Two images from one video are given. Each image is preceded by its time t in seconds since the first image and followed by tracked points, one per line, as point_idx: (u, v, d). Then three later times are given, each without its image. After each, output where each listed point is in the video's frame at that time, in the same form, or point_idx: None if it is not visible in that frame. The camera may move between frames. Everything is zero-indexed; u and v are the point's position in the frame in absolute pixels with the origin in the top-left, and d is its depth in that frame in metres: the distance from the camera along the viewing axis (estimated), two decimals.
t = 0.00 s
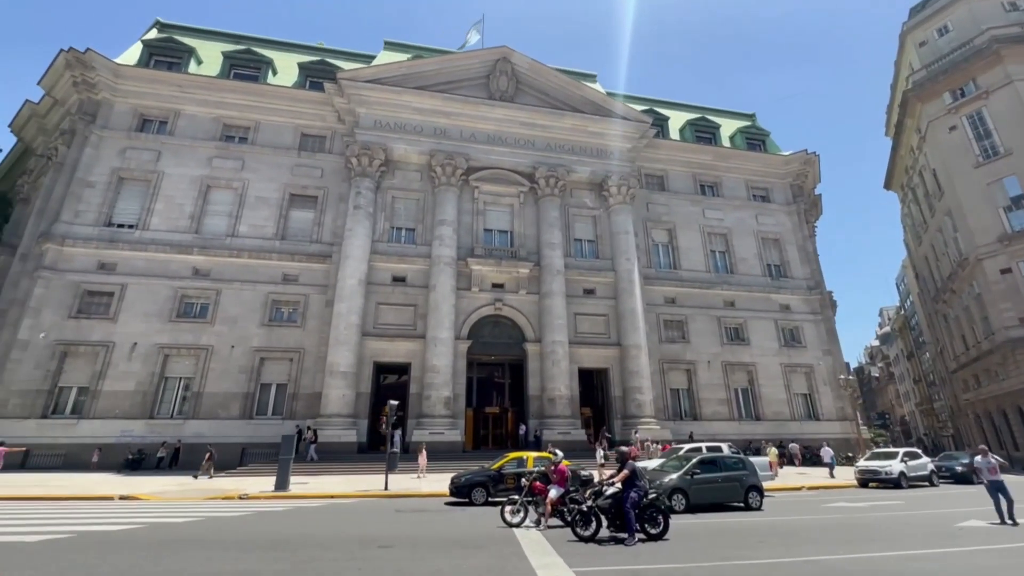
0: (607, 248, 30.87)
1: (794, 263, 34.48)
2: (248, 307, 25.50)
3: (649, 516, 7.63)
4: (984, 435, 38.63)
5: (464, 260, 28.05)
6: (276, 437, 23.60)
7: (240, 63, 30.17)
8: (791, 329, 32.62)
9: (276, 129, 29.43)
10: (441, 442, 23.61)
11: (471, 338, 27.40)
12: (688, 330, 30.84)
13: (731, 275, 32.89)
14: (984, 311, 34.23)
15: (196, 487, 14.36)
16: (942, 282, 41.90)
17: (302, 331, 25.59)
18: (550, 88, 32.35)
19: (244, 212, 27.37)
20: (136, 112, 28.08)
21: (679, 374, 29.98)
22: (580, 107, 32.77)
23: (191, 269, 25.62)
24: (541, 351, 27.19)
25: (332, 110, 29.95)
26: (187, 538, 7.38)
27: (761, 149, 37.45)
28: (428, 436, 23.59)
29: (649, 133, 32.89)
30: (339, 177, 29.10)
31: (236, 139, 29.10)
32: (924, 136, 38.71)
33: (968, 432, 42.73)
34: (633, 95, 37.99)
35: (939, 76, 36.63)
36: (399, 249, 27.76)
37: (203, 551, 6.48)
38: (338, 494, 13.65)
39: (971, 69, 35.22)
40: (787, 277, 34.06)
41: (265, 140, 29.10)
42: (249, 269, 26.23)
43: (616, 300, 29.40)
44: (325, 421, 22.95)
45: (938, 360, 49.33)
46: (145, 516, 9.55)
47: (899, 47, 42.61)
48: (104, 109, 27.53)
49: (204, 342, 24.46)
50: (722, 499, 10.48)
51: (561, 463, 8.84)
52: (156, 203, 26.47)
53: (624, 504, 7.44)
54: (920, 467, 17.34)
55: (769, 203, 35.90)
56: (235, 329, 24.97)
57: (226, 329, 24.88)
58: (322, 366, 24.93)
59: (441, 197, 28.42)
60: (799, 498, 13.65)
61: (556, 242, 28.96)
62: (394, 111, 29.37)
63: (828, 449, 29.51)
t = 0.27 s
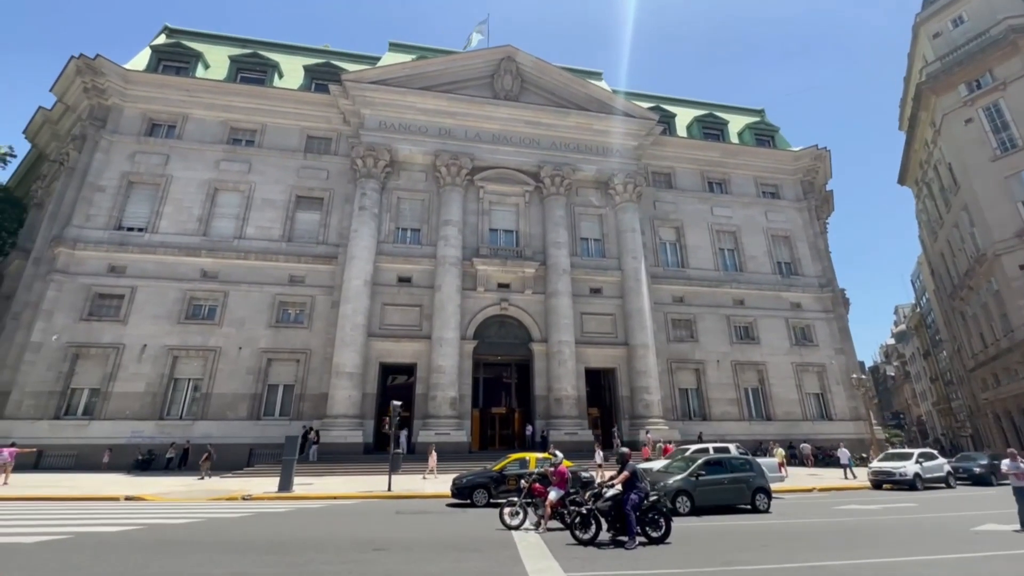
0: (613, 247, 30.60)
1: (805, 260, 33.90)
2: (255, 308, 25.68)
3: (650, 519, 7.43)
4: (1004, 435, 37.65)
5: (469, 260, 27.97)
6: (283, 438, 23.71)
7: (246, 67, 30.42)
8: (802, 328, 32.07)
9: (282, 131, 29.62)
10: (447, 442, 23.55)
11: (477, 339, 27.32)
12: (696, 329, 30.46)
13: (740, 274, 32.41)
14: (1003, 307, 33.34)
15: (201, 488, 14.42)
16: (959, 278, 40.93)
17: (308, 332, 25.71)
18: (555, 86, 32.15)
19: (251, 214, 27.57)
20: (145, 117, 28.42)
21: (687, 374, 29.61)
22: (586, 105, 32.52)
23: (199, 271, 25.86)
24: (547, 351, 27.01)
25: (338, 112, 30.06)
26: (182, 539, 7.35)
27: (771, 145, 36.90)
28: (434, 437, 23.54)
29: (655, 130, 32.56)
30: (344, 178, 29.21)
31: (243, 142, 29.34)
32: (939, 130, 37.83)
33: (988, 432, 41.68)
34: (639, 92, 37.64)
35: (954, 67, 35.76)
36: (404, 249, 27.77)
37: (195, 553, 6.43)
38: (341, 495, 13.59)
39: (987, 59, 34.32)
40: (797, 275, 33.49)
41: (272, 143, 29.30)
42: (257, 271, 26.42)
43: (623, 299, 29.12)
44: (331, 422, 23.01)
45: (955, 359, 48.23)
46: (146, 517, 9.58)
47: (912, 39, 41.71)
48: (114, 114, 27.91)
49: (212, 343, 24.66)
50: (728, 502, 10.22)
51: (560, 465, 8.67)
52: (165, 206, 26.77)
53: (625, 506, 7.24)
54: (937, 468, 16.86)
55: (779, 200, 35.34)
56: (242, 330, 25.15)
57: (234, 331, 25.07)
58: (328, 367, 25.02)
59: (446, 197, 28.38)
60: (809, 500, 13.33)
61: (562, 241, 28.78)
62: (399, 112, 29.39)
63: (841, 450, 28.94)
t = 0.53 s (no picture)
0: (617, 245, 30.36)
1: (812, 257, 33.44)
2: (259, 309, 25.79)
3: (648, 519, 7.26)
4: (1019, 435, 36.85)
5: (472, 259, 27.89)
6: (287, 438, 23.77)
7: (250, 69, 30.59)
8: (810, 326, 31.63)
9: (286, 132, 29.73)
10: (450, 442, 23.48)
11: (481, 338, 27.24)
12: (702, 328, 30.14)
13: (746, 271, 32.02)
14: (1017, 304, 32.65)
15: (202, 487, 14.46)
16: (971, 274, 40.19)
17: (312, 332, 25.78)
18: (558, 84, 31.99)
19: (255, 215, 27.71)
20: (150, 119, 28.65)
21: (693, 372, 29.30)
22: (589, 103, 32.33)
23: (204, 272, 26.02)
24: (551, 350, 26.86)
25: (340, 112, 30.14)
26: (175, 538, 7.32)
27: (777, 141, 36.46)
28: (437, 436, 23.49)
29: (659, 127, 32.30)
30: (347, 178, 29.27)
31: (247, 143, 29.49)
32: (950, 124, 37.16)
33: (1003, 432, 40.83)
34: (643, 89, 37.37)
35: (964, 60, 35.10)
36: (407, 249, 27.75)
37: (184, 552, 6.38)
38: (341, 495, 13.55)
39: (999, 51, 33.65)
40: (805, 272, 33.04)
41: (275, 144, 29.42)
42: (261, 271, 26.53)
43: (628, 297, 28.89)
44: (335, 421, 23.03)
45: (968, 357, 47.35)
46: (143, 516, 9.58)
47: (922, 31, 41.01)
48: (120, 117, 28.17)
49: (217, 343, 24.79)
50: (730, 501, 10.02)
51: (557, 463, 8.52)
52: (170, 208, 26.96)
53: (621, 506, 7.07)
54: (948, 468, 16.48)
55: (786, 196, 34.90)
56: (247, 330, 25.27)
57: (238, 331, 25.20)
58: (331, 367, 25.06)
59: (449, 196, 28.32)
60: (816, 501, 13.05)
61: (565, 239, 28.60)
62: (401, 111, 29.39)
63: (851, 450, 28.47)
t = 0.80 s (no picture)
0: (618, 244, 30.18)
1: (816, 256, 33.10)
2: (259, 309, 25.82)
3: (640, 521, 7.08)
4: None
5: (472, 259, 27.80)
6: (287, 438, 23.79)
7: (250, 70, 30.68)
8: (814, 325, 31.30)
9: (286, 133, 29.77)
10: (449, 442, 23.39)
11: (481, 338, 27.15)
12: (704, 327, 29.90)
13: (749, 270, 31.74)
14: None
15: (199, 488, 14.44)
16: (979, 272, 39.68)
17: (312, 332, 25.80)
18: (558, 83, 31.85)
19: (256, 216, 27.76)
20: (152, 121, 28.78)
21: (695, 372, 29.08)
22: (589, 101, 32.18)
23: (205, 273, 26.10)
24: (552, 350, 26.72)
25: (340, 113, 30.16)
26: (162, 539, 7.28)
27: (780, 138, 36.15)
28: (437, 437, 23.41)
29: (660, 125, 32.08)
30: (347, 178, 29.27)
31: (248, 144, 29.55)
32: (956, 119, 36.66)
33: (1012, 432, 40.23)
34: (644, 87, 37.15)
35: (971, 54, 34.60)
36: (407, 249, 27.72)
37: (167, 553, 6.33)
38: (337, 495, 13.50)
39: (1006, 45, 33.19)
40: (809, 270, 32.72)
41: (276, 145, 29.46)
42: (261, 272, 26.57)
43: (629, 297, 28.71)
44: (334, 422, 23.02)
45: (976, 356, 46.74)
46: (135, 517, 9.56)
47: (927, 27, 40.53)
48: (121, 119, 28.32)
49: (217, 344, 24.85)
50: (727, 502, 9.88)
51: (549, 465, 8.37)
52: (171, 209, 27.06)
53: (613, 507, 6.90)
54: (953, 469, 16.19)
55: (790, 194, 34.60)
56: (247, 331, 25.31)
57: (239, 332, 25.24)
58: (332, 367, 25.06)
59: (449, 196, 28.27)
60: (817, 502, 12.84)
61: (565, 238, 28.46)
62: (401, 111, 29.35)
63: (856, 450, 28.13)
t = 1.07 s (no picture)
0: (617, 243, 30.07)
1: (817, 254, 32.88)
2: (257, 309, 25.84)
3: (627, 520, 6.95)
4: None
5: (470, 258, 27.75)
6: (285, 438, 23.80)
7: (249, 70, 30.71)
8: (814, 324, 31.11)
9: (284, 133, 29.79)
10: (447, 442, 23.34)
11: (479, 337, 27.10)
12: (703, 326, 29.76)
13: (749, 268, 31.57)
14: None
15: (193, 487, 14.44)
16: (982, 270, 39.37)
17: (310, 332, 25.80)
18: (556, 81, 31.76)
19: (254, 216, 27.78)
20: (150, 121, 28.84)
21: (694, 371, 28.95)
22: (587, 100, 32.07)
23: (203, 273, 26.13)
24: (550, 349, 26.64)
25: (338, 112, 30.15)
26: (146, 539, 7.25)
27: (780, 136, 35.95)
28: (434, 436, 23.38)
29: (659, 123, 31.95)
30: (346, 178, 29.26)
31: (246, 144, 29.58)
32: (958, 116, 36.37)
33: (1016, 431, 39.91)
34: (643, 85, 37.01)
35: (973, 50, 34.31)
36: (405, 248, 27.70)
37: (147, 553, 6.29)
38: (330, 495, 13.47)
39: (1009, 41, 32.90)
40: (809, 269, 32.51)
41: (274, 144, 29.48)
42: (259, 272, 26.59)
43: (627, 296, 28.60)
44: (332, 421, 23.02)
45: (980, 354, 46.39)
46: (124, 517, 9.56)
47: (929, 23, 40.21)
48: (120, 119, 28.39)
49: (215, 344, 24.88)
50: (719, 501, 9.79)
51: (537, 463, 8.26)
52: (169, 209, 27.10)
53: (599, 506, 6.77)
54: (953, 468, 16.02)
55: (790, 192, 34.41)
56: (245, 331, 25.34)
57: (237, 332, 25.27)
58: (329, 366, 25.06)
59: (446, 195, 28.23)
60: (812, 501, 12.72)
61: (564, 237, 28.37)
62: (398, 110, 29.32)
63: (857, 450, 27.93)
